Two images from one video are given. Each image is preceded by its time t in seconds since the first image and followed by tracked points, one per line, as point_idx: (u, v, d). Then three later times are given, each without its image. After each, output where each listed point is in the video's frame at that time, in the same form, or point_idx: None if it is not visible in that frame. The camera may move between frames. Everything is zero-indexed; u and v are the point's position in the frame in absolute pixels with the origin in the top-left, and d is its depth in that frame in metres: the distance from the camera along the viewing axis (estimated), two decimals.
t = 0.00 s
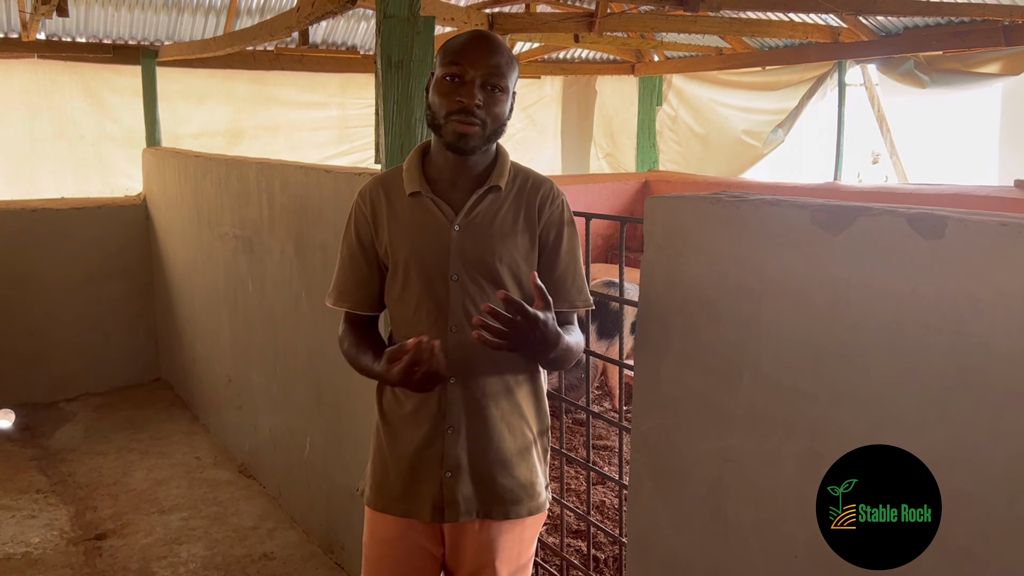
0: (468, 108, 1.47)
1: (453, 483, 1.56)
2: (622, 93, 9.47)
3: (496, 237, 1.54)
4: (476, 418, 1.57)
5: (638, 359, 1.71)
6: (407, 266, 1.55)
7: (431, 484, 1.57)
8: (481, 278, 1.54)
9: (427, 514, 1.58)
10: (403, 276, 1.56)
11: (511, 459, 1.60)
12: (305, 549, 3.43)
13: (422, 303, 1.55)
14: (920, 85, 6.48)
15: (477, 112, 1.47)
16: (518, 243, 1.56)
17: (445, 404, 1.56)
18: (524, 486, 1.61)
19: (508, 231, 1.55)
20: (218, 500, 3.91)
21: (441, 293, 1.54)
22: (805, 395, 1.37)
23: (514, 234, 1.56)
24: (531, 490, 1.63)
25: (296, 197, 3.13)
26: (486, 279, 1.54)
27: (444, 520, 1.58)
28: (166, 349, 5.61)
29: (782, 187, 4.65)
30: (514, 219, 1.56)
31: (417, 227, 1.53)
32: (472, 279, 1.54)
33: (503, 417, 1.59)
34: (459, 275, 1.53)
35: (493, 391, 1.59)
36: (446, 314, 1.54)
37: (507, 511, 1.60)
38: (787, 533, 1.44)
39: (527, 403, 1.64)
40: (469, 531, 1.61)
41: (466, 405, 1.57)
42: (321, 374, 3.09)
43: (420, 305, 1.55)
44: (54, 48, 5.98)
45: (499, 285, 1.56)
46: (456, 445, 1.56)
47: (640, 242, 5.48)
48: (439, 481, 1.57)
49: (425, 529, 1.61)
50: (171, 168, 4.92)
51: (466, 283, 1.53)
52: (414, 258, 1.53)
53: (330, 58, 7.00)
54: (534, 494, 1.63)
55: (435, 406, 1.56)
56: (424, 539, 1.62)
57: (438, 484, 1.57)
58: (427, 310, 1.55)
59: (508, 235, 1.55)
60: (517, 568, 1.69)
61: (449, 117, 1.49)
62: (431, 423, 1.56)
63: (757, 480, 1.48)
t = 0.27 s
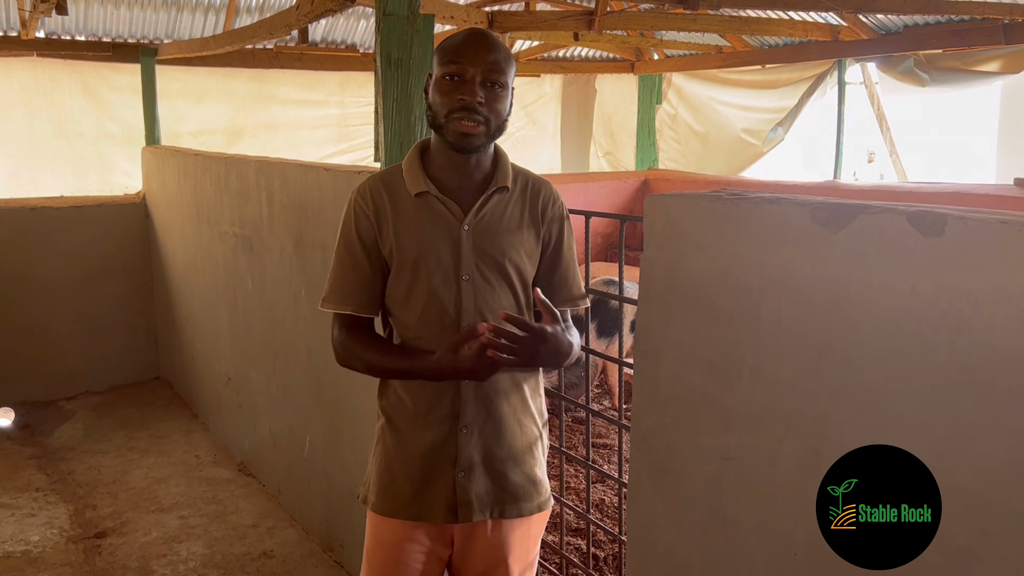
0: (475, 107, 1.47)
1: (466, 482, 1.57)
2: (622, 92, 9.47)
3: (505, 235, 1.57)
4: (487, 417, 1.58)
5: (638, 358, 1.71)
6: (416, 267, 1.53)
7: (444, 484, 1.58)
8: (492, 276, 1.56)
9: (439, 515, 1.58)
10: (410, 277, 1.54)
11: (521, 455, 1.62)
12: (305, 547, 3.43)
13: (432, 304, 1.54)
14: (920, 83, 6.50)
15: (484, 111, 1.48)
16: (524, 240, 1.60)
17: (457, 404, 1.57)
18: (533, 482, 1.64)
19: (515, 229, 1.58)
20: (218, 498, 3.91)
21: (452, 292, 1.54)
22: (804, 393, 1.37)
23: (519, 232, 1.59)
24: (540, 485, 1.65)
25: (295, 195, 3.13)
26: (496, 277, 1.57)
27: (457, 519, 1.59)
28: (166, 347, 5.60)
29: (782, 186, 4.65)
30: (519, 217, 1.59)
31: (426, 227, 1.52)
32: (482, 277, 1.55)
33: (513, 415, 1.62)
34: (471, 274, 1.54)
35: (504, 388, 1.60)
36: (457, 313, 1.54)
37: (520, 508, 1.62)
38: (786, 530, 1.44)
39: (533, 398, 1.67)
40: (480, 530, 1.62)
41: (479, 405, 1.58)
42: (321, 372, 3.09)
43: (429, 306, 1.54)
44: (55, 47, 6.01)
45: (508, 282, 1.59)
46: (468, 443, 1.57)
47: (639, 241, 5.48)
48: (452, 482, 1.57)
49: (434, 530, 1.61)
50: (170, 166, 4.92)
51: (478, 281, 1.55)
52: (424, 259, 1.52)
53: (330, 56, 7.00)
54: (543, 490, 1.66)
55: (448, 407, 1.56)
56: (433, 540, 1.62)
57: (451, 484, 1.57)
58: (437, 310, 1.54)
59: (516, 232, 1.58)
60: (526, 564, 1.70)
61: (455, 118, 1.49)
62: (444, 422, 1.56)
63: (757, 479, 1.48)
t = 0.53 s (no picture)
0: (476, 110, 1.48)
1: (474, 481, 1.58)
2: (622, 90, 9.47)
3: (505, 234, 1.58)
4: (491, 414, 1.60)
5: (638, 357, 1.71)
6: (420, 266, 1.52)
7: (451, 484, 1.58)
8: (494, 275, 1.57)
9: (448, 516, 1.58)
10: (413, 277, 1.53)
11: (521, 451, 1.64)
12: (305, 546, 3.44)
13: (436, 303, 1.54)
14: (920, 82, 6.51)
15: (485, 114, 1.48)
16: (523, 239, 1.61)
17: (462, 403, 1.57)
18: (534, 477, 1.66)
19: (515, 228, 1.60)
20: (218, 496, 3.91)
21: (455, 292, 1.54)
22: (804, 392, 1.38)
23: (519, 230, 1.61)
24: (540, 481, 1.68)
25: (295, 194, 3.13)
26: (498, 275, 1.58)
27: (465, 519, 1.58)
28: (166, 346, 5.60)
29: (782, 184, 4.64)
30: (518, 216, 1.61)
31: (430, 227, 1.52)
32: (485, 276, 1.56)
33: (513, 412, 1.64)
34: (474, 273, 1.55)
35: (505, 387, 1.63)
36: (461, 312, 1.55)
37: (525, 503, 1.64)
38: (785, 529, 1.44)
39: (529, 395, 1.70)
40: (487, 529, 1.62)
41: (483, 403, 1.59)
42: (321, 371, 3.09)
43: (432, 305, 1.54)
44: (54, 45, 5.99)
45: (509, 280, 1.60)
46: (474, 441, 1.58)
47: (639, 239, 5.48)
48: (460, 481, 1.57)
49: (441, 530, 1.61)
50: (170, 165, 4.91)
51: (481, 280, 1.56)
52: (428, 258, 1.52)
53: (330, 54, 7.00)
54: (543, 485, 1.68)
55: (454, 406, 1.57)
56: (440, 540, 1.62)
57: (458, 483, 1.57)
58: (441, 309, 1.54)
59: (515, 231, 1.60)
60: (529, 560, 1.71)
61: (457, 120, 1.49)
62: (450, 421, 1.57)
63: (756, 478, 1.48)
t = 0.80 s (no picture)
0: (476, 110, 1.48)
1: (476, 476, 1.58)
2: (622, 89, 9.47)
3: (504, 232, 1.59)
4: (491, 411, 1.60)
5: (638, 356, 1.71)
6: (419, 265, 1.52)
7: (452, 480, 1.58)
8: (493, 273, 1.58)
9: (451, 512, 1.58)
10: (413, 275, 1.53)
11: (519, 446, 1.65)
12: (304, 545, 3.44)
13: (435, 302, 1.54)
14: (919, 80, 6.52)
15: (485, 114, 1.48)
16: (521, 237, 1.62)
17: (463, 400, 1.57)
18: (531, 470, 1.67)
19: (513, 226, 1.61)
20: (218, 495, 3.92)
21: (454, 290, 1.55)
22: (805, 392, 1.38)
23: (516, 228, 1.61)
24: (536, 473, 1.69)
25: (295, 193, 3.13)
26: (496, 273, 1.59)
27: (467, 515, 1.59)
28: (165, 345, 5.60)
29: (781, 183, 4.64)
30: (516, 213, 1.62)
31: (430, 225, 1.52)
32: (484, 274, 1.57)
33: (511, 407, 1.64)
34: (473, 271, 1.55)
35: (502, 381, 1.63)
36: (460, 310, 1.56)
37: (523, 497, 1.65)
38: (785, 529, 1.44)
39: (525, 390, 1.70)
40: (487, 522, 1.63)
41: (483, 400, 1.59)
42: (321, 370, 3.09)
43: (431, 304, 1.54)
44: (54, 44, 5.95)
45: (506, 278, 1.61)
46: (475, 438, 1.58)
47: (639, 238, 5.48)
48: (462, 478, 1.58)
49: (442, 526, 1.61)
50: (170, 164, 4.91)
51: (480, 278, 1.56)
52: (428, 257, 1.52)
53: (329, 53, 6.99)
54: (539, 478, 1.70)
55: (455, 404, 1.57)
56: (441, 537, 1.62)
57: (460, 480, 1.58)
58: (441, 306, 1.54)
59: (512, 229, 1.61)
60: (526, 550, 1.72)
61: (457, 120, 1.49)
62: (451, 419, 1.57)
63: (757, 478, 1.48)
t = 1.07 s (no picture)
0: (469, 111, 1.48)
1: (466, 475, 1.58)
2: (621, 88, 9.47)
3: (500, 233, 1.59)
4: (483, 410, 1.60)
5: (637, 355, 1.71)
6: (414, 264, 1.52)
7: (444, 479, 1.58)
8: (487, 273, 1.58)
9: (442, 510, 1.58)
10: (407, 274, 1.53)
11: (512, 445, 1.65)
12: (304, 544, 3.44)
13: (429, 301, 1.54)
14: (919, 79, 6.53)
15: (479, 115, 1.48)
16: (518, 237, 1.62)
17: (455, 400, 1.57)
18: (524, 470, 1.67)
19: (509, 226, 1.60)
20: (218, 495, 3.92)
21: (449, 290, 1.55)
22: (805, 392, 1.37)
23: (513, 229, 1.61)
24: (530, 472, 1.69)
25: (295, 192, 3.12)
26: (491, 274, 1.58)
27: (458, 513, 1.59)
28: (165, 344, 5.60)
29: (781, 182, 4.64)
30: (513, 214, 1.61)
31: (425, 226, 1.52)
32: (478, 274, 1.56)
33: (504, 407, 1.64)
34: (468, 271, 1.55)
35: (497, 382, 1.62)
36: (454, 310, 1.56)
37: (515, 496, 1.65)
38: (785, 529, 1.44)
39: (520, 390, 1.70)
40: (480, 520, 1.63)
41: (475, 399, 1.59)
42: (321, 370, 3.09)
43: (426, 304, 1.54)
44: (54, 44, 5.91)
45: (502, 278, 1.61)
46: (467, 438, 1.58)
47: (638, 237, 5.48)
48: (453, 476, 1.58)
49: (434, 524, 1.61)
50: (169, 163, 4.91)
51: (475, 279, 1.56)
52: (422, 257, 1.52)
53: (329, 52, 6.99)
54: (534, 477, 1.69)
55: (446, 403, 1.57)
56: (433, 533, 1.62)
57: (451, 479, 1.58)
58: (435, 306, 1.54)
59: (508, 230, 1.60)
60: (521, 549, 1.72)
61: (450, 120, 1.49)
62: (443, 418, 1.57)
63: (757, 478, 1.48)
